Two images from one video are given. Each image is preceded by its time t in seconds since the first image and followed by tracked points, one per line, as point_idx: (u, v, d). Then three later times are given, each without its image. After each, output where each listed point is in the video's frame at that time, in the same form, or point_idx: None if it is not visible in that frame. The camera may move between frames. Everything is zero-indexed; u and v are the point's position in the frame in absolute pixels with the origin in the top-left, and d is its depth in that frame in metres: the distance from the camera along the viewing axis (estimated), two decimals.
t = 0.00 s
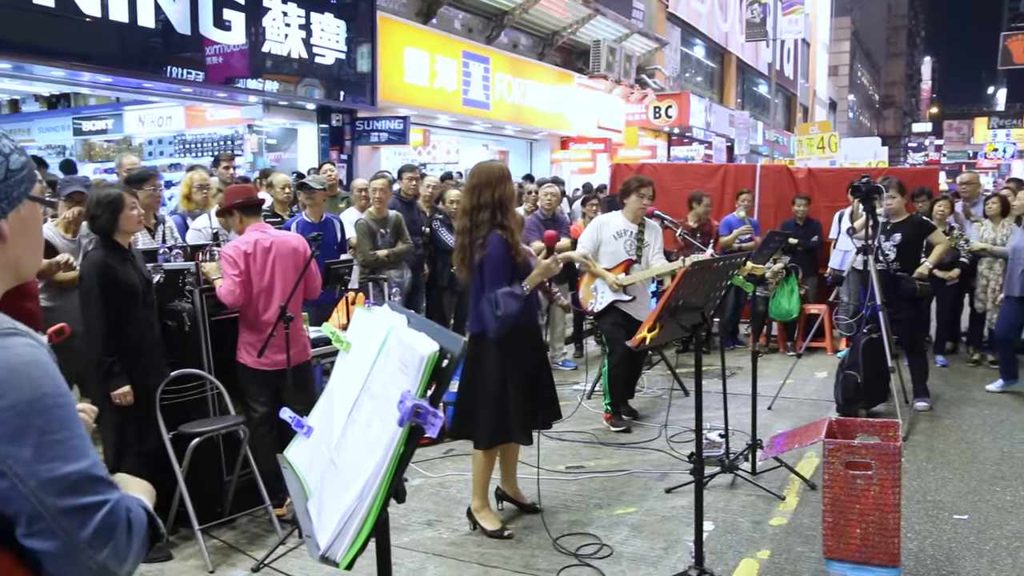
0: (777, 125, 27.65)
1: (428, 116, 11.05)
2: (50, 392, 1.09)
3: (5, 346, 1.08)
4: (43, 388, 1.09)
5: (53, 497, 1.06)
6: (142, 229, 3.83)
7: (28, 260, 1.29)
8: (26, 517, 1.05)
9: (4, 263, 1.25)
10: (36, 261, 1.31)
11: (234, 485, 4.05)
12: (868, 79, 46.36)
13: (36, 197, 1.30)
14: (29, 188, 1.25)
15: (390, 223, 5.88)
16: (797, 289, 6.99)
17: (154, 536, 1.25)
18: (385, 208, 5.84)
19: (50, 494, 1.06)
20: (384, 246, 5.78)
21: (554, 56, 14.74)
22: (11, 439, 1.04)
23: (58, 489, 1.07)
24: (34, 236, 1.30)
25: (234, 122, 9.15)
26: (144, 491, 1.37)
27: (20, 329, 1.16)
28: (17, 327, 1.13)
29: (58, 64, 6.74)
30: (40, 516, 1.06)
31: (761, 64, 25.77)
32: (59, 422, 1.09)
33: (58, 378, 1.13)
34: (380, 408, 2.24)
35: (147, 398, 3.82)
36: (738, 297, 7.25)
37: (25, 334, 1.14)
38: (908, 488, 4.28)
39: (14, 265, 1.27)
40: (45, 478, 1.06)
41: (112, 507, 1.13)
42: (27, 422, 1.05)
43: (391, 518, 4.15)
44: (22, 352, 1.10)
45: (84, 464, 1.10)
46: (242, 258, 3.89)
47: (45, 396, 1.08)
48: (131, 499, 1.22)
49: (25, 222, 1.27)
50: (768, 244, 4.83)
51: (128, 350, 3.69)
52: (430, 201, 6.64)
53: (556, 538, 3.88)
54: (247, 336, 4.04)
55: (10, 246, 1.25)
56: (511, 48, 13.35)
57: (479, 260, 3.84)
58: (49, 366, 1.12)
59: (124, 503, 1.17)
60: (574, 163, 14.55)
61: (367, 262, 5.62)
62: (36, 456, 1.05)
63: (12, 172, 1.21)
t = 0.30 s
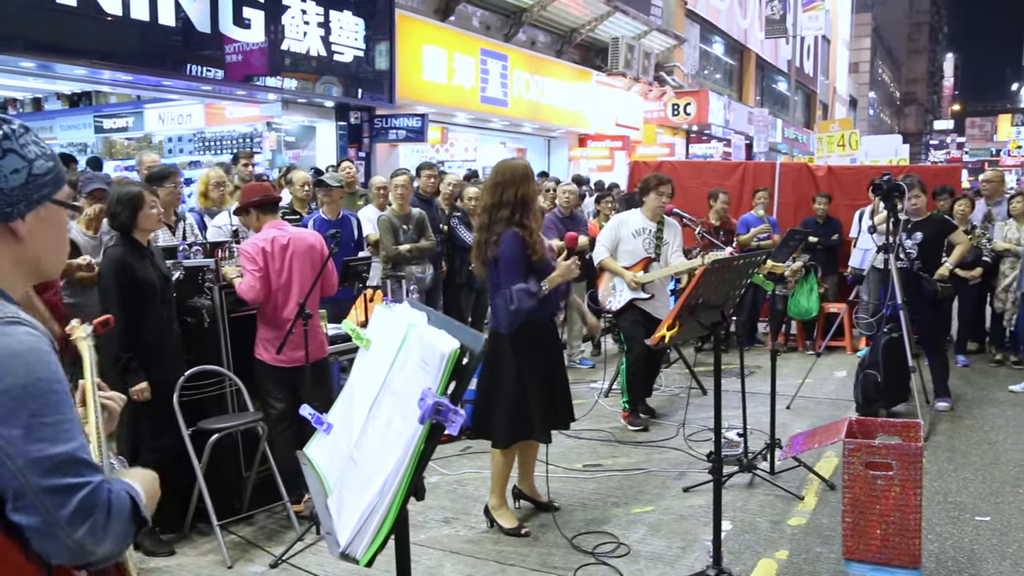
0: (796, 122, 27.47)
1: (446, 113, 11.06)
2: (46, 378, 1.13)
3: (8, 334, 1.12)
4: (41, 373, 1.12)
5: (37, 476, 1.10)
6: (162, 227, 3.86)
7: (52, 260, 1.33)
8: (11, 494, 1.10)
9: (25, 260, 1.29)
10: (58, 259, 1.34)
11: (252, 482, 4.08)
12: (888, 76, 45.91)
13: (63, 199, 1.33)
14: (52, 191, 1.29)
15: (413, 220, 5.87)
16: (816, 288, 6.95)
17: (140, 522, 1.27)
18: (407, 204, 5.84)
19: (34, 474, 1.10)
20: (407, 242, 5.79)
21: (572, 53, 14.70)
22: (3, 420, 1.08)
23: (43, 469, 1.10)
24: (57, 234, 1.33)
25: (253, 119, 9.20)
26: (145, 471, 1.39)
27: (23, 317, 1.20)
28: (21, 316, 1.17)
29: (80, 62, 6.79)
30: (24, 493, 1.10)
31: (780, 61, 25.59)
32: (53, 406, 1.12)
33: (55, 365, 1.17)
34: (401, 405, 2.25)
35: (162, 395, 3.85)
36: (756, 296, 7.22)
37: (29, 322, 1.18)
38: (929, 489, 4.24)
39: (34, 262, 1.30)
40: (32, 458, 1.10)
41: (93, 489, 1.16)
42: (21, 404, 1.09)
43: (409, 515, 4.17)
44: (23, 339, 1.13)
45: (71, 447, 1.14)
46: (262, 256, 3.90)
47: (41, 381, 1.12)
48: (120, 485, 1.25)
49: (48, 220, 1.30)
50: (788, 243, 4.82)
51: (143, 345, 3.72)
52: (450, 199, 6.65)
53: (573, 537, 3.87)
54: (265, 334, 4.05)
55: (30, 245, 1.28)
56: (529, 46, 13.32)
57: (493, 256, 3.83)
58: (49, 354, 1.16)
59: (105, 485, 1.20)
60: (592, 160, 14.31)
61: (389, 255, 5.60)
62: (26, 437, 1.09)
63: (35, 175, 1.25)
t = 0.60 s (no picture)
0: (809, 120, 27.37)
1: (458, 111, 11.07)
2: (21, 368, 1.13)
3: None
4: (14, 365, 1.13)
5: None
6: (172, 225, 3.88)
7: (57, 261, 1.35)
8: None
9: (27, 260, 1.31)
10: (63, 260, 1.36)
11: (265, 479, 4.09)
12: (902, 74, 45.62)
13: (71, 203, 1.34)
14: (55, 193, 1.30)
15: (428, 218, 5.89)
16: (829, 286, 6.91)
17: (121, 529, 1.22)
18: (423, 202, 5.84)
19: None
20: (422, 240, 5.80)
21: (584, 51, 14.69)
22: None
23: (5, 459, 1.10)
24: (63, 236, 1.34)
25: (265, 118, 9.23)
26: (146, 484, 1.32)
27: (7, 313, 1.20)
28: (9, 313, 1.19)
29: (93, 61, 6.82)
30: None
31: (793, 58, 25.50)
32: (22, 397, 1.12)
33: (33, 358, 1.17)
34: (413, 404, 2.25)
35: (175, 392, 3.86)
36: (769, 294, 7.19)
37: (16, 320, 1.20)
38: (943, 488, 4.22)
39: (38, 262, 1.32)
40: None
41: (57, 482, 1.14)
42: None
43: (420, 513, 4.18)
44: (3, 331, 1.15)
45: (38, 439, 1.13)
46: (273, 254, 3.92)
47: (14, 371, 1.12)
48: (99, 489, 1.21)
49: (53, 221, 1.32)
50: (801, 240, 4.80)
51: (155, 340, 3.77)
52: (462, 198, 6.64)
53: (585, 535, 3.87)
54: (276, 332, 4.07)
55: (31, 245, 1.30)
56: (542, 44, 13.32)
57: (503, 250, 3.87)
58: (26, 348, 1.16)
59: (76, 480, 1.17)
60: (604, 158, 14.36)
61: (405, 251, 5.63)
62: None
63: (37, 178, 1.27)
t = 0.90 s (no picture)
0: (820, 117, 27.26)
1: (468, 109, 11.07)
2: None
3: None
4: None
5: None
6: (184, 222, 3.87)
7: (64, 255, 1.36)
8: None
9: (33, 254, 1.32)
10: (72, 254, 1.37)
11: (275, 476, 4.10)
12: (915, 71, 45.32)
13: (78, 198, 1.36)
14: (61, 188, 1.31)
15: (438, 216, 5.89)
16: (840, 285, 6.88)
17: (94, 506, 1.23)
18: (434, 200, 5.85)
19: None
20: (433, 237, 5.80)
21: (595, 49, 14.66)
22: None
23: None
24: (71, 231, 1.36)
25: (276, 116, 9.24)
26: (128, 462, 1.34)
27: None
28: None
29: (106, 59, 6.85)
30: None
31: (805, 55, 25.38)
32: None
33: (15, 341, 1.18)
34: (425, 402, 2.25)
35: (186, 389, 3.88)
36: (780, 293, 7.16)
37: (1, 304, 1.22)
38: (955, 489, 4.19)
39: (44, 257, 1.33)
40: None
41: (21, 464, 1.14)
42: None
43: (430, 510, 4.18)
44: None
45: (10, 418, 1.14)
46: (284, 252, 3.93)
47: None
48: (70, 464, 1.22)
49: (58, 216, 1.33)
50: (813, 239, 4.77)
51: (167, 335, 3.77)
52: (472, 196, 6.65)
53: (595, 534, 3.86)
54: (287, 329, 4.08)
55: (36, 239, 1.31)
56: (552, 41, 13.30)
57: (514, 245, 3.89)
58: (8, 332, 1.18)
59: (43, 462, 1.18)
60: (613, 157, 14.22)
61: (415, 249, 5.63)
62: None
63: (41, 173, 1.28)
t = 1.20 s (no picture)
0: (833, 115, 27.13)
1: (480, 107, 11.08)
2: (23, 342, 1.16)
3: None
4: (14, 342, 1.15)
5: None
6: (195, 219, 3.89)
7: (76, 252, 1.35)
8: None
9: (46, 251, 1.32)
10: (83, 251, 1.37)
11: (287, 473, 4.11)
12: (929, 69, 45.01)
13: (89, 194, 1.35)
14: (72, 184, 1.31)
15: (449, 215, 5.89)
16: (853, 284, 6.84)
17: (118, 517, 1.23)
18: (445, 199, 5.86)
19: None
20: (445, 236, 5.80)
21: (607, 47, 14.63)
22: None
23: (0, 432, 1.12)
24: (82, 227, 1.35)
25: (288, 114, 9.25)
26: (163, 485, 1.33)
27: (15, 293, 1.23)
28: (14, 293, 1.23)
29: (119, 58, 6.89)
30: None
31: (818, 53, 25.28)
32: (20, 372, 1.14)
33: (36, 335, 1.19)
34: (438, 400, 2.25)
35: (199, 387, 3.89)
36: (792, 291, 7.13)
37: (22, 299, 1.23)
38: (970, 489, 4.16)
39: (58, 254, 1.33)
40: None
41: (52, 457, 1.15)
42: None
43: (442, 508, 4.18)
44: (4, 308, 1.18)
45: (33, 414, 1.14)
46: (296, 248, 3.93)
47: (14, 344, 1.15)
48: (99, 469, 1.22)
49: (70, 212, 1.33)
50: (826, 238, 4.76)
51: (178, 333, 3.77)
52: (483, 194, 6.64)
53: (606, 533, 3.86)
54: (301, 325, 4.09)
55: (50, 235, 1.31)
56: (564, 39, 13.29)
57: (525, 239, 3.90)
58: (29, 325, 1.19)
59: (75, 457, 1.18)
60: (625, 155, 14.33)
61: (426, 248, 5.64)
62: None
63: (53, 169, 1.28)
